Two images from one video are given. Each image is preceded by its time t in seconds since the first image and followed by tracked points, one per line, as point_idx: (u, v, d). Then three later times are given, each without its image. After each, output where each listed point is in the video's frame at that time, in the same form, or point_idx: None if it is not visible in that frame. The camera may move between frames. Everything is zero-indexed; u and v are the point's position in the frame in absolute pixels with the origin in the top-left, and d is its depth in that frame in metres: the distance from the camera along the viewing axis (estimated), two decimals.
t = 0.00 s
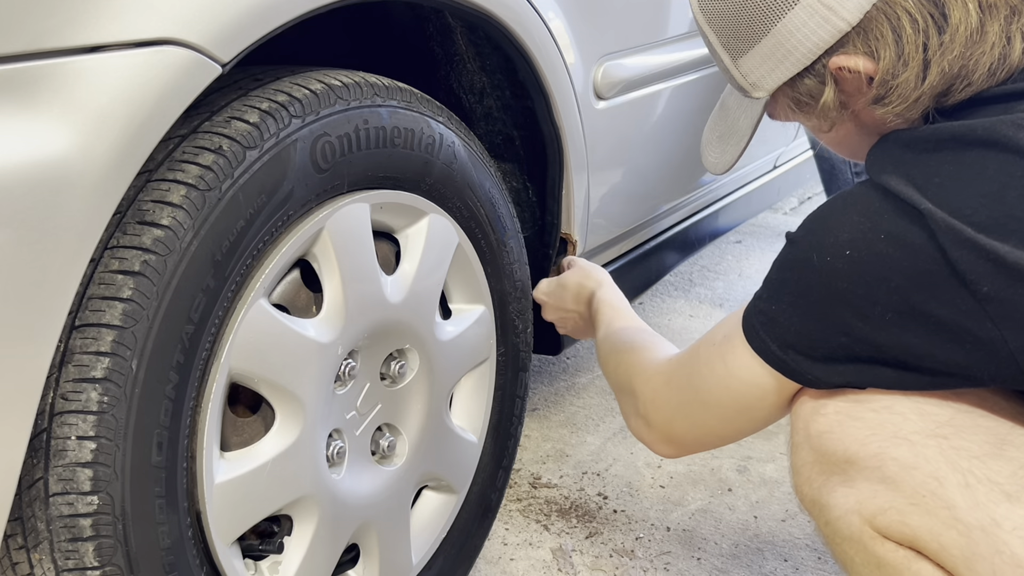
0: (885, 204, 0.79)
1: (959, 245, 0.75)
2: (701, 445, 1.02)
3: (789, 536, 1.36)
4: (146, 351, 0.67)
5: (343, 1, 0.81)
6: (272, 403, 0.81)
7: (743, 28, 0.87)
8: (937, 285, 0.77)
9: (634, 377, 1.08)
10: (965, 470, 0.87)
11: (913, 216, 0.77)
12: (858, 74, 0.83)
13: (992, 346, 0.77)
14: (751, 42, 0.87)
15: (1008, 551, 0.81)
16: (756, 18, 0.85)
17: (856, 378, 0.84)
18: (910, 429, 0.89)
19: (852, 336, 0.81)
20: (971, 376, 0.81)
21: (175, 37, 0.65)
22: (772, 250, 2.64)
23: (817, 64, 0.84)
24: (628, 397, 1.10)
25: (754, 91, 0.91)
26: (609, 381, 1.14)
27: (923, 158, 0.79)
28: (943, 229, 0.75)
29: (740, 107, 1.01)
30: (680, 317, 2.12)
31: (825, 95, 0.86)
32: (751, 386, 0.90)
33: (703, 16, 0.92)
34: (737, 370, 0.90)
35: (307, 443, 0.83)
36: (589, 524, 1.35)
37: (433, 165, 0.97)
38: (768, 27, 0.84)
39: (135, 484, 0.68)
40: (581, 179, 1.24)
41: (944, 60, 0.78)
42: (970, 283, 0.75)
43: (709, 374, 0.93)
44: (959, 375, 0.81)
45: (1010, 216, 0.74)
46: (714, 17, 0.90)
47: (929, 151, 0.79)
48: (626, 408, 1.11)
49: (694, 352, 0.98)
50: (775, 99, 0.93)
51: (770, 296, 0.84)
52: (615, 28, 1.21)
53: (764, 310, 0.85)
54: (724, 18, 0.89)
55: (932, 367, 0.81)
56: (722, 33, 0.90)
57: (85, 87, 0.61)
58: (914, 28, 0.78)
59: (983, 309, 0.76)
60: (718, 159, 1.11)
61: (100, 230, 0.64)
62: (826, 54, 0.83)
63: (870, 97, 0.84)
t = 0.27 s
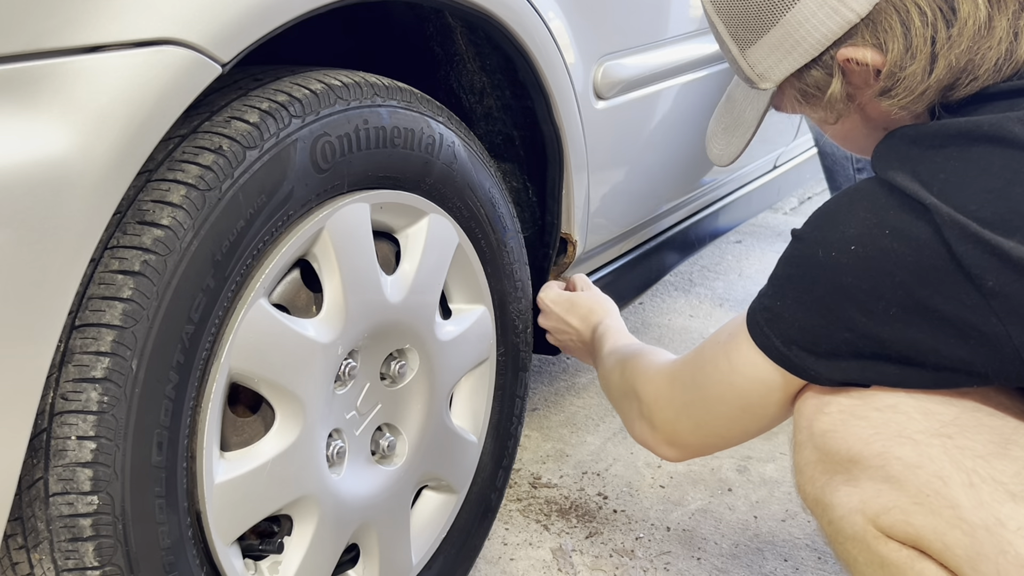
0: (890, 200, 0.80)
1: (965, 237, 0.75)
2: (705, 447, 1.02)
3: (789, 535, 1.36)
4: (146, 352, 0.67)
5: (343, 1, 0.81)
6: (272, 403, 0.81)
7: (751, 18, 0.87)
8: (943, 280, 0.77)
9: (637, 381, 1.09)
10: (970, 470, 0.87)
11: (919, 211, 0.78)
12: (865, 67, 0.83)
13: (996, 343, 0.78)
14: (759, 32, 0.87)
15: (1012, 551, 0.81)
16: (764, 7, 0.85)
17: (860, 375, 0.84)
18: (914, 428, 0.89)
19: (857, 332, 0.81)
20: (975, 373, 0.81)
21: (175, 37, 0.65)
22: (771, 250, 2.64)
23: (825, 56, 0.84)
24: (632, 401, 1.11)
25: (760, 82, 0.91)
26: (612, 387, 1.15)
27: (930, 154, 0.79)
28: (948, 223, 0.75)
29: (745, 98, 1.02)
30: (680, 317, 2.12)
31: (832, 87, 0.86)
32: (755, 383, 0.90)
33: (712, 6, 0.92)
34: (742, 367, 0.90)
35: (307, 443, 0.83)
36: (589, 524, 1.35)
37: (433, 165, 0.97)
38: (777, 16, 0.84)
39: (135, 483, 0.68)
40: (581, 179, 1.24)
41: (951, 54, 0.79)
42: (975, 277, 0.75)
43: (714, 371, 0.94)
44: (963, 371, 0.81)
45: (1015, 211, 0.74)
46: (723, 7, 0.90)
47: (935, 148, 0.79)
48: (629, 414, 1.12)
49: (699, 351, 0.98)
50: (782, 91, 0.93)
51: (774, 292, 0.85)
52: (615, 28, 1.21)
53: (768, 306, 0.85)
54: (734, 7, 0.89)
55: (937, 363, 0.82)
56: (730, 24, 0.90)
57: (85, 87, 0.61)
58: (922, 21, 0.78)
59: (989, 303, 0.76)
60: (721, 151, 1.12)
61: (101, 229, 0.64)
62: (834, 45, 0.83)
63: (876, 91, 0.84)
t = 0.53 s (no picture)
0: (888, 196, 0.80)
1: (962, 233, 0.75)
2: (704, 448, 1.02)
3: (789, 535, 1.36)
4: (146, 352, 0.67)
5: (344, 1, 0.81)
6: (272, 403, 0.81)
7: (751, 14, 0.88)
8: (939, 277, 0.77)
9: (635, 383, 1.09)
10: (966, 467, 0.87)
11: (915, 207, 0.78)
12: (863, 58, 0.83)
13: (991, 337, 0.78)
14: (758, 28, 0.88)
15: (1010, 549, 0.81)
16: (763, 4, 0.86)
17: (856, 372, 0.85)
18: (912, 427, 0.89)
19: (854, 329, 0.81)
20: (971, 368, 0.81)
21: (176, 37, 0.65)
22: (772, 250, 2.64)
23: (822, 50, 0.85)
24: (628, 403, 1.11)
25: (759, 81, 0.91)
26: (608, 390, 1.16)
27: (926, 152, 0.79)
28: (945, 218, 0.75)
29: (745, 101, 1.02)
30: (680, 317, 2.12)
31: (830, 81, 0.86)
32: (755, 381, 0.90)
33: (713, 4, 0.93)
34: (742, 366, 0.90)
35: (307, 443, 0.83)
36: (590, 524, 1.35)
37: (433, 165, 0.97)
38: (775, 11, 0.85)
39: (135, 484, 0.68)
40: (581, 179, 1.24)
41: (948, 42, 0.79)
42: (971, 271, 0.75)
43: (713, 370, 0.94)
44: (960, 366, 0.81)
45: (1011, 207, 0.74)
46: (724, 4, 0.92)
47: (932, 145, 0.79)
48: (624, 415, 1.13)
49: (698, 351, 0.98)
50: (781, 90, 0.94)
51: (773, 289, 0.85)
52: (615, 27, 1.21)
53: (767, 303, 0.85)
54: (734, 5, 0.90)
55: (933, 359, 0.82)
56: (730, 21, 0.91)
57: (85, 87, 0.61)
58: (919, 10, 0.79)
59: (985, 298, 0.76)
60: (720, 155, 1.13)
61: (101, 229, 0.64)
62: (832, 38, 0.83)
63: (875, 82, 0.84)
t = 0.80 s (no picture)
0: (894, 192, 0.80)
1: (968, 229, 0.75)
2: (703, 446, 1.02)
3: (789, 535, 1.36)
4: (146, 352, 0.67)
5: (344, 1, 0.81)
6: (272, 404, 0.81)
7: (755, 15, 0.88)
8: (943, 271, 0.77)
9: (632, 379, 1.10)
10: (969, 462, 0.87)
11: (920, 203, 0.78)
12: (863, 61, 0.83)
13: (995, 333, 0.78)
14: (762, 29, 0.88)
15: (1012, 544, 0.81)
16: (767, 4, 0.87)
17: (863, 368, 0.84)
18: (915, 422, 0.89)
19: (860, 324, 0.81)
20: (975, 364, 0.82)
21: (176, 37, 0.65)
22: (772, 251, 2.64)
23: (824, 51, 0.85)
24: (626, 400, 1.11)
25: (764, 80, 0.92)
26: (606, 385, 1.16)
27: (932, 149, 0.80)
28: (950, 213, 0.76)
29: (750, 99, 1.02)
30: (680, 317, 2.12)
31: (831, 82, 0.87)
32: (757, 378, 0.90)
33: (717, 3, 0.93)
34: (744, 362, 0.90)
35: (307, 443, 0.83)
36: (590, 524, 1.35)
37: (433, 165, 0.97)
38: (778, 13, 0.85)
39: (136, 483, 0.68)
40: (581, 179, 1.24)
41: (945, 46, 0.79)
42: (974, 266, 0.76)
43: (714, 366, 0.94)
44: (964, 361, 0.82)
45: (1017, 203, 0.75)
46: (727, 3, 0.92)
47: (938, 142, 0.79)
48: (622, 412, 1.12)
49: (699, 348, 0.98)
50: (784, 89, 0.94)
51: (777, 284, 0.85)
52: (615, 28, 1.21)
53: (772, 299, 0.85)
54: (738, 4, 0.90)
55: (937, 353, 0.82)
56: (734, 21, 0.91)
57: (85, 87, 0.61)
58: (918, 14, 0.79)
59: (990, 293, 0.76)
60: (726, 150, 1.13)
61: (101, 229, 0.64)
62: (833, 40, 0.84)
63: (875, 84, 0.84)
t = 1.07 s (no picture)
0: (891, 175, 0.80)
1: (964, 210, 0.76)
2: (700, 443, 1.01)
3: (789, 535, 1.36)
4: (146, 352, 0.67)
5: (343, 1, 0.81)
6: (273, 404, 0.81)
7: None
8: (939, 255, 0.77)
9: (626, 368, 1.09)
10: (967, 450, 0.87)
11: (917, 184, 0.78)
12: (864, 35, 0.85)
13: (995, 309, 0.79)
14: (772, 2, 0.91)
15: (1009, 530, 0.82)
16: None
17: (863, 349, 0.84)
18: (914, 411, 0.88)
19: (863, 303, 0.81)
20: (970, 343, 0.83)
21: (176, 37, 0.65)
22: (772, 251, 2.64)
23: (827, 24, 0.87)
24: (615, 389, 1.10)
25: (769, 56, 0.95)
26: (596, 374, 1.14)
27: (929, 135, 0.80)
28: (944, 195, 0.76)
29: (756, 77, 1.05)
30: (680, 317, 2.12)
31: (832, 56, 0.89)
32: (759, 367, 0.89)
33: None
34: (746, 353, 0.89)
35: (307, 443, 0.83)
36: (590, 524, 1.35)
37: (433, 165, 0.97)
38: None
39: (136, 483, 0.68)
40: (581, 179, 1.24)
41: (941, 21, 0.80)
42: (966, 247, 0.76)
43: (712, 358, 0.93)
44: (955, 338, 0.82)
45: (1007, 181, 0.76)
46: None
47: (933, 128, 0.79)
48: (610, 402, 1.10)
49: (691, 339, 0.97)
50: (789, 68, 0.96)
51: (778, 269, 0.84)
52: (615, 28, 1.21)
53: (773, 282, 0.85)
54: None
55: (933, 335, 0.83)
56: None
57: (85, 86, 0.61)
58: None
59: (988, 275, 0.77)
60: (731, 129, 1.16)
61: (101, 230, 0.64)
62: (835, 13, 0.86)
63: (874, 59, 0.86)
